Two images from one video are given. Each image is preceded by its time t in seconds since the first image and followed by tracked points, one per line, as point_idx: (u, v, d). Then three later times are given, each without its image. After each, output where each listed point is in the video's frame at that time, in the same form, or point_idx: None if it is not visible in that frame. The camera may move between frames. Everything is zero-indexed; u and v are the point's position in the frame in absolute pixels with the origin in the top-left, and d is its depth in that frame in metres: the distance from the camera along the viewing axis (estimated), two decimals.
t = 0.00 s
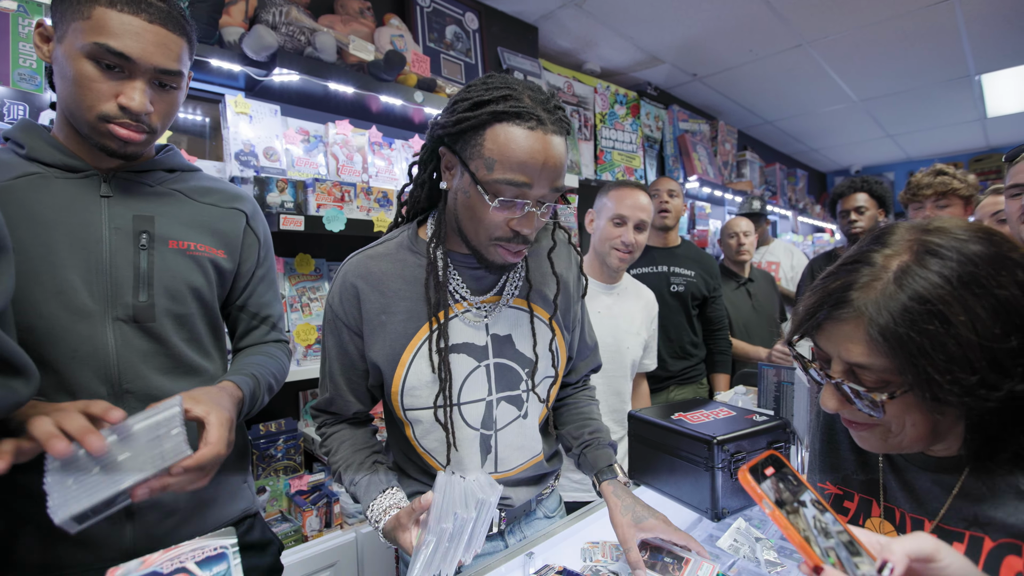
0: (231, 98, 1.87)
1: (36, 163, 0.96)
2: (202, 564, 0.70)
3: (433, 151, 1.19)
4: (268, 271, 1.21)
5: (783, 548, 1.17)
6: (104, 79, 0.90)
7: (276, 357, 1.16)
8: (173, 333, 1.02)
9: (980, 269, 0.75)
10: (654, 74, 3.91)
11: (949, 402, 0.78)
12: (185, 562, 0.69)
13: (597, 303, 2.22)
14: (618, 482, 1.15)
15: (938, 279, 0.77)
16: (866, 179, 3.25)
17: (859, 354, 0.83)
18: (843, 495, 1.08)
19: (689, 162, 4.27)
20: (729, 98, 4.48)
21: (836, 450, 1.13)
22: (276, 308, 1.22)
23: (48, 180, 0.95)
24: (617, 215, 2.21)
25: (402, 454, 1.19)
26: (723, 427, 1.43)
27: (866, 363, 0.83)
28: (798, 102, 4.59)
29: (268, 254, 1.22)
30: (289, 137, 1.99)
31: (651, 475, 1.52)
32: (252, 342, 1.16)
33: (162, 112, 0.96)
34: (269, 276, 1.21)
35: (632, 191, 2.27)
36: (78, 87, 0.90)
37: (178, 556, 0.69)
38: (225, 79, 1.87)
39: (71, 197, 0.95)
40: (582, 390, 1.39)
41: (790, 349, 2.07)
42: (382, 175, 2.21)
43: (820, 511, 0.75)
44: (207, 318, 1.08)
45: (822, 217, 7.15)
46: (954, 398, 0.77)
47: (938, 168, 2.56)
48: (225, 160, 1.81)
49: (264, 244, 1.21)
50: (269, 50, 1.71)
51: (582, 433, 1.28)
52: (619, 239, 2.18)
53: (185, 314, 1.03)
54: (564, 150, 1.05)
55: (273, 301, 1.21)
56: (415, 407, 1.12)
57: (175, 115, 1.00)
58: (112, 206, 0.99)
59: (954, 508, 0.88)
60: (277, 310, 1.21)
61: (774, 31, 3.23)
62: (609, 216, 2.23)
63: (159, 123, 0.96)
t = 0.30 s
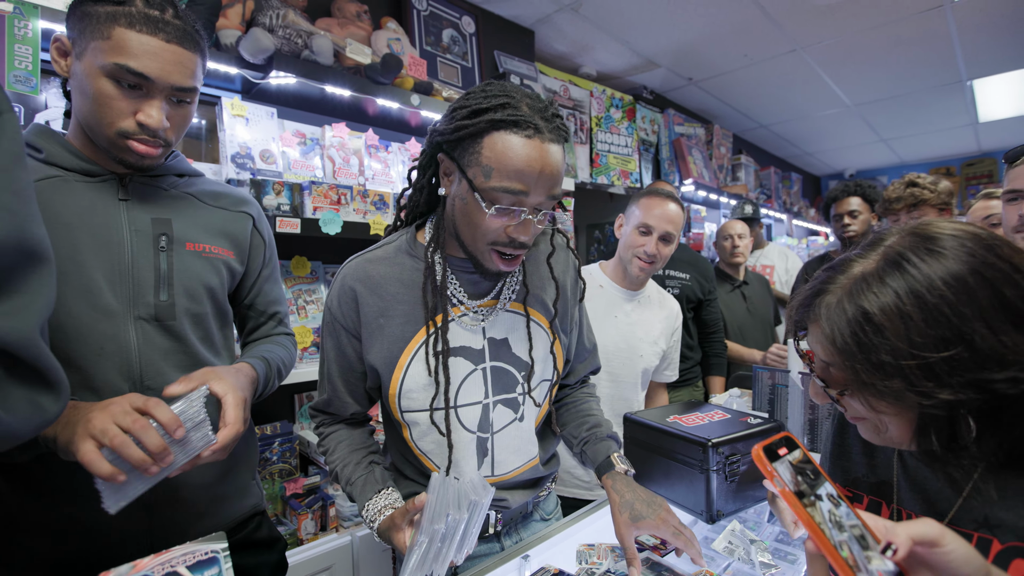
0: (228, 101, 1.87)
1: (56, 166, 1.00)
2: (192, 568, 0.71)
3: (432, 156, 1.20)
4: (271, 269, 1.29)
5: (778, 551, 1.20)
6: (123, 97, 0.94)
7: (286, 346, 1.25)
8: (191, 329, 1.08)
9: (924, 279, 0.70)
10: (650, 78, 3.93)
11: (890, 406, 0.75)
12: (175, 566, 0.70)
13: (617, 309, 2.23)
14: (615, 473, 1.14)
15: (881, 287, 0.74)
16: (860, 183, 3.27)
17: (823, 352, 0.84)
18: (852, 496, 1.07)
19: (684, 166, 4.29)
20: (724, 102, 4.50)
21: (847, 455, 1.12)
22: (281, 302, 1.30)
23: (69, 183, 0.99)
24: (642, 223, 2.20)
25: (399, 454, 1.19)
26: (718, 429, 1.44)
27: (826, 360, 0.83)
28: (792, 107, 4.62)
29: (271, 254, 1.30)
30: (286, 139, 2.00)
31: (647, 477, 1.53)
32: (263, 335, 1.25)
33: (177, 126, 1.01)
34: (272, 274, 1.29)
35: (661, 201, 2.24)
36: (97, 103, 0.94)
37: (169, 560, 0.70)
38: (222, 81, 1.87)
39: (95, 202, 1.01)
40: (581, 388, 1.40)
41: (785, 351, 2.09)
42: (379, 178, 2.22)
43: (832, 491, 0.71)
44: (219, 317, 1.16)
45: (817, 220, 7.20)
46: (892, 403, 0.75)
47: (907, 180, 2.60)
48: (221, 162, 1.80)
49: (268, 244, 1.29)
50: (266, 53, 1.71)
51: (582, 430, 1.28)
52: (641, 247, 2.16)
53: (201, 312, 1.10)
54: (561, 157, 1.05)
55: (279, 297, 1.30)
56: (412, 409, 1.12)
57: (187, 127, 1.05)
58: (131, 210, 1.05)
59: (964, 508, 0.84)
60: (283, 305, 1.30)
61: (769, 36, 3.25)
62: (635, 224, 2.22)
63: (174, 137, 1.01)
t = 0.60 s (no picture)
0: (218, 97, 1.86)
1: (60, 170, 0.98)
2: (183, 567, 0.72)
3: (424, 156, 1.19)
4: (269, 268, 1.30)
5: (772, 543, 1.20)
6: (129, 117, 0.93)
7: (285, 340, 1.26)
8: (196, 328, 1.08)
9: (918, 259, 0.70)
10: (644, 73, 3.93)
11: (891, 388, 0.74)
12: (167, 565, 0.71)
13: (619, 304, 2.23)
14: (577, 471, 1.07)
15: (875, 270, 0.74)
16: (852, 178, 3.28)
17: (824, 339, 0.83)
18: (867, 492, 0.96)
19: (678, 161, 4.29)
20: (718, 97, 4.50)
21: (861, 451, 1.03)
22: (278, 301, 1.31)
23: (73, 184, 0.98)
24: (645, 220, 2.20)
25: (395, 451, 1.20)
26: (712, 423, 1.44)
27: (828, 344, 0.82)
28: (785, 102, 4.63)
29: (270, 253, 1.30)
30: (277, 136, 1.98)
31: (642, 471, 1.52)
32: (262, 331, 1.26)
33: (182, 143, 1.00)
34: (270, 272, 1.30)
35: (664, 198, 2.23)
36: (103, 121, 0.93)
37: (160, 559, 0.71)
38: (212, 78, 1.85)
39: (98, 201, 1.00)
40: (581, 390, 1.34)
41: (779, 345, 2.09)
42: (372, 174, 2.20)
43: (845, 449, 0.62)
44: (221, 314, 1.15)
45: (810, 215, 7.23)
46: (892, 384, 0.73)
47: (886, 179, 2.61)
48: (212, 159, 1.78)
49: (266, 243, 1.29)
50: (257, 48, 1.70)
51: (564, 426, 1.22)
52: (643, 244, 2.15)
53: (205, 309, 1.09)
54: (556, 161, 1.04)
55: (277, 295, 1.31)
56: (407, 410, 1.12)
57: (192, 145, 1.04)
58: (135, 211, 1.04)
59: (974, 495, 0.79)
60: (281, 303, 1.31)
61: (763, 31, 3.25)
62: (637, 220, 2.22)
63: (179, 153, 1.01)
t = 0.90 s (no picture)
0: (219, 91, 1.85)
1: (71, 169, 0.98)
2: (187, 560, 0.73)
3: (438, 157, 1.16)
4: (274, 270, 1.28)
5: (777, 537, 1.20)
6: (143, 127, 0.93)
7: (287, 341, 1.25)
8: (206, 324, 1.08)
9: (938, 242, 0.69)
10: (647, 66, 3.90)
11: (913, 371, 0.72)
12: (171, 558, 0.71)
13: (625, 298, 2.22)
14: (554, 532, 0.96)
15: (895, 253, 0.73)
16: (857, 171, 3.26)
17: (840, 327, 0.81)
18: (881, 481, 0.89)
19: (682, 155, 4.27)
20: (722, 91, 4.47)
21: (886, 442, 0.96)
22: (284, 304, 1.30)
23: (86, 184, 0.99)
24: (650, 214, 2.16)
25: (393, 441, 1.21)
26: (717, 417, 1.43)
27: (844, 328, 0.79)
28: (790, 95, 4.59)
29: (275, 256, 1.29)
30: (279, 130, 1.97)
31: (646, 466, 1.52)
32: (265, 331, 1.26)
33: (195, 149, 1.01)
34: (275, 274, 1.29)
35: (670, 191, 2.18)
36: (116, 130, 0.93)
37: (164, 552, 0.71)
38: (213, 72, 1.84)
39: (110, 201, 1.00)
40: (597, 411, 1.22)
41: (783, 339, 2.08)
42: (374, 168, 2.19)
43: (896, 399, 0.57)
44: (228, 311, 1.15)
45: (814, 209, 7.19)
46: (914, 367, 0.71)
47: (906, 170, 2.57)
48: (214, 154, 1.77)
49: (271, 246, 1.28)
50: (257, 42, 1.69)
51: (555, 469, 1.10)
52: (647, 238, 2.13)
53: (212, 307, 1.09)
54: (578, 159, 1.02)
55: (280, 299, 1.30)
56: (406, 405, 1.12)
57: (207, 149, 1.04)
58: (145, 211, 1.04)
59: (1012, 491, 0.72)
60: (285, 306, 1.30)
61: (767, 23, 3.22)
62: (642, 215, 2.18)
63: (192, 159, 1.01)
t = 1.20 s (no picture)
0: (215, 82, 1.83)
1: (84, 164, 0.99)
2: (188, 552, 0.73)
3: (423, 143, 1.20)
4: (288, 260, 1.25)
5: (777, 526, 1.20)
6: (123, 102, 0.91)
7: (299, 344, 1.22)
8: (214, 315, 1.06)
9: (1001, 209, 0.64)
10: (645, 57, 3.88)
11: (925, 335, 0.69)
12: (171, 550, 0.72)
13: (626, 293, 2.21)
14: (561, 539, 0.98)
15: (951, 213, 0.68)
16: (850, 161, 3.23)
17: (865, 275, 0.78)
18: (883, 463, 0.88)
19: (680, 147, 4.25)
20: (720, 82, 4.46)
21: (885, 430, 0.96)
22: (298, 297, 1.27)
23: (96, 178, 0.99)
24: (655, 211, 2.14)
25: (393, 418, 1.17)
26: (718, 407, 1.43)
27: (872, 281, 0.76)
28: (789, 86, 4.58)
29: (289, 244, 1.26)
30: (276, 122, 1.95)
31: (646, 456, 1.52)
32: (279, 326, 1.23)
33: (183, 127, 0.98)
34: (289, 262, 1.26)
35: (590, 176, 2.27)
36: (102, 108, 0.92)
37: (164, 543, 0.71)
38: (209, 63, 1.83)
39: (117, 194, 0.99)
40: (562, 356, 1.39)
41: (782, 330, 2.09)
42: (371, 160, 2.18)
43: (913, 403, 0.57)
44: (240, 302, 1.13)
45: (811, 201, 7.20)
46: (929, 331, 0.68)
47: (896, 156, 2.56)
48: (210, 146, 1.76)
49: (285, 234, 1.25)
50: (253, 32, 1.67)
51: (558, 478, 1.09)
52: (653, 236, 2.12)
53: (225, 298, 1.08)
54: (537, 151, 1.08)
55: (294, 292, 1.26)
56: (405, 364, 1.12)
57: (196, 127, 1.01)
58: (156, 202, 1.03)
59: (1009, 470, 0.72)
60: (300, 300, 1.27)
61: (766, 13, 3.21)
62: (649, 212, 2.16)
63: (180, 137, 0.98)
